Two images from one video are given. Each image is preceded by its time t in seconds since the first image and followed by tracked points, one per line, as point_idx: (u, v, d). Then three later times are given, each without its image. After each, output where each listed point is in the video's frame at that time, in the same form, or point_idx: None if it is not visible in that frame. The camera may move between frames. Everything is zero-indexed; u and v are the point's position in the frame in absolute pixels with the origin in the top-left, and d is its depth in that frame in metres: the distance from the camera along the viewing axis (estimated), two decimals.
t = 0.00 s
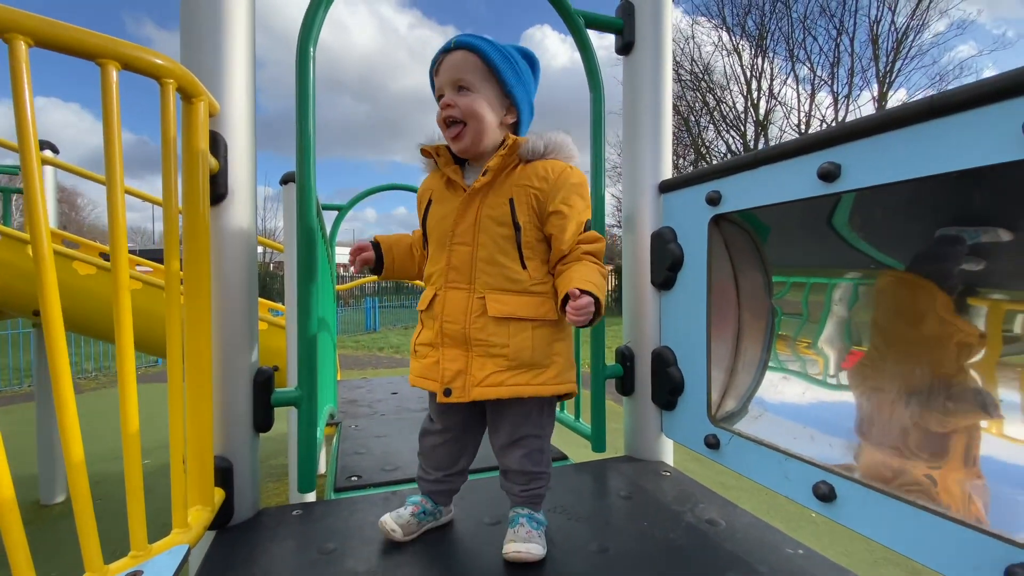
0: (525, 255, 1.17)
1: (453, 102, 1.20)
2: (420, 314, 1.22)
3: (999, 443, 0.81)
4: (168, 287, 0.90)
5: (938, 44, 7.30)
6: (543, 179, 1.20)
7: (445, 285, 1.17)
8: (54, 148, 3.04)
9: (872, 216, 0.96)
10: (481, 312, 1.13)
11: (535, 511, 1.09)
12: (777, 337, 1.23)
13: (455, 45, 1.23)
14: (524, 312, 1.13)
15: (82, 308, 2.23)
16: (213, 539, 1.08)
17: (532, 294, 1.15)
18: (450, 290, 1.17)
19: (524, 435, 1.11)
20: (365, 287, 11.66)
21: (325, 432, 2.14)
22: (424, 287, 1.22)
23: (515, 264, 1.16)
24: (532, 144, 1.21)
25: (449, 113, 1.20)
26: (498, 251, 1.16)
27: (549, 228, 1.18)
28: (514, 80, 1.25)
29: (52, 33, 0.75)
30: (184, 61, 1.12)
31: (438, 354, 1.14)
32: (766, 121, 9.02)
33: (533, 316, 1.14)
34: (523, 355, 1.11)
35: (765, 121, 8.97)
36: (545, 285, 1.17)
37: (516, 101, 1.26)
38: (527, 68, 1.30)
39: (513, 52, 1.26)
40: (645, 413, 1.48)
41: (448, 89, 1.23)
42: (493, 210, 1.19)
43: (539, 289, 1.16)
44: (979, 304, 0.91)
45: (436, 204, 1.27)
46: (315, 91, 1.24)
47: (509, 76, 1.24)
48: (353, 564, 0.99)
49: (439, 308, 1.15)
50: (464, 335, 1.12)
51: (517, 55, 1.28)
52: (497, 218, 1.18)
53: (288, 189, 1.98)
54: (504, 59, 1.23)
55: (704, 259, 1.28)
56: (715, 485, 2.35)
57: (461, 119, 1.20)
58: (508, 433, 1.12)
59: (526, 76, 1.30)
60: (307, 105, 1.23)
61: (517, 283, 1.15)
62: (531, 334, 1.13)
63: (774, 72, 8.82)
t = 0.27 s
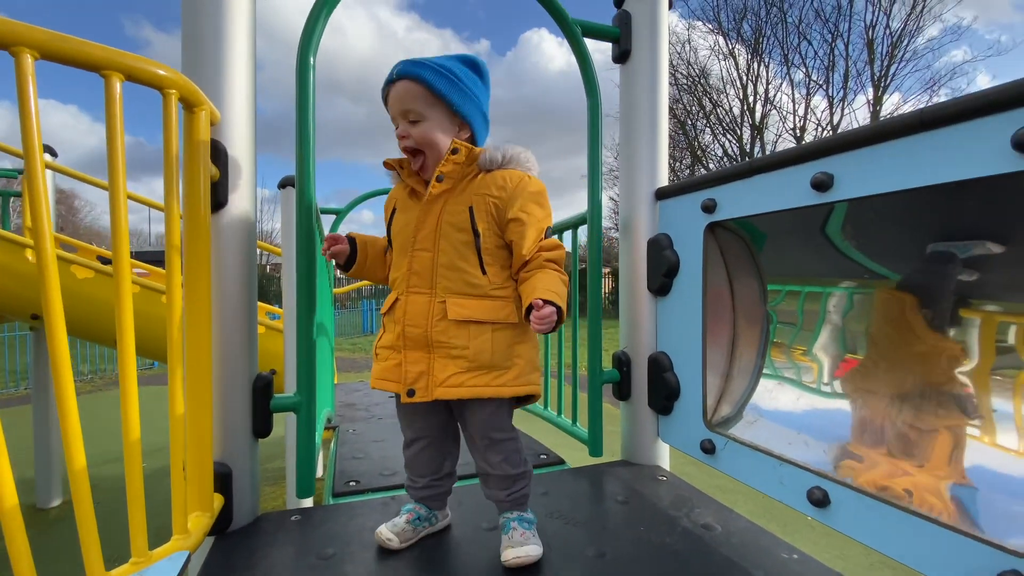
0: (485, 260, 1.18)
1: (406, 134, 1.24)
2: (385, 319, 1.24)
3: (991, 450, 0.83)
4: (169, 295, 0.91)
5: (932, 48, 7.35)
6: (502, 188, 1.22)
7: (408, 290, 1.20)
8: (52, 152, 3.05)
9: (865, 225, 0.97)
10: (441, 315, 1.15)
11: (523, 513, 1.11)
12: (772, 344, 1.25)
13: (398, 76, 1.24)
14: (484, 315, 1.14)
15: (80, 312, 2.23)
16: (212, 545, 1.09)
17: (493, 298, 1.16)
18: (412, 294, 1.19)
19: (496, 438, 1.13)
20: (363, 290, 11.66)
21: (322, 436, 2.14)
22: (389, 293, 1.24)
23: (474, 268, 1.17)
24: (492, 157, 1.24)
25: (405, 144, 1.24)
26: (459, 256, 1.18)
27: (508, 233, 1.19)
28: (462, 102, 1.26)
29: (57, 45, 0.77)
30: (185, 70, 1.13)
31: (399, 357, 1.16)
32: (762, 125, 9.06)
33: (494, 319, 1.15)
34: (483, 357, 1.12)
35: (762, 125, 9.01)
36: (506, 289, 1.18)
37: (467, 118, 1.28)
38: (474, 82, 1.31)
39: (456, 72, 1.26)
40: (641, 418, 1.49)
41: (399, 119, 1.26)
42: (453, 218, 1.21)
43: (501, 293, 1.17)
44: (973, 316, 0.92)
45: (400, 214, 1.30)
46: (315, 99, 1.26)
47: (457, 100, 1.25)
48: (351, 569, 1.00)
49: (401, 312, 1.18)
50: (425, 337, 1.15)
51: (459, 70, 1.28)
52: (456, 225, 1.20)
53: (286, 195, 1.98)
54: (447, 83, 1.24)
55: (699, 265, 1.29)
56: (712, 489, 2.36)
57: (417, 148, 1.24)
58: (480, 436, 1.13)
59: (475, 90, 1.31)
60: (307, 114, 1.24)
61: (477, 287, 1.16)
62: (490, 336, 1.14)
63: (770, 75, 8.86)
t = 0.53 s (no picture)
0: (482, 265, 1.20)
1: (406, 168, 1.28)
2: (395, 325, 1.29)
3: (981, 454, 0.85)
4: (177, 301, 0.93)
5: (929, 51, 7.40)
6: (493, 194, 1.22)
7: (411, 296, 1.25)
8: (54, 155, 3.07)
9: (858, 233, 0.99)
10: (440, 318, 1.18)
11: (491, 500, 1.17)
12: (769, 349, 1.26)
13: (382, 117, 1.25)
14: (482, 317, 1.18)
15: (82, 314, 2.25)
16: (217, 546, 1.10)
17: (490, 300, 1.19)
18: (414, 300, 1.24)
19: (487, 429, 1.17)
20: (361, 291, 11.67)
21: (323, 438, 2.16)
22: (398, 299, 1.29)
23: (470, 271, 1.20)
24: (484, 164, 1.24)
25: (407, 178, 1.29)
26: (455, 262, 1.21)
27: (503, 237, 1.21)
28: (451, 125, 1.28)
29: (69, 58, 0.79)
30: (192, 79, 1.14)
31: (404, 357, 1.21)
32: (760, 126, 9.09)
33: (491, 321, 1.18)
34: (481, 357, 1.15)
35: (759, 126, 9.05)
36: (503, 291, 1.21)
37: (456, 138, 1.30)
38: (452, 96, 1.31)
39: (435, 96, 1.26)
40: (639, 420, 1.51)
41: (395, 156, 1.29)
42: (449, 225, 1.24)
43: (499, 296, 1.20)
44: (966, 324, 0.94)
45: (406, 224, 1.34)
46: (319, 106, 1.28)
47: (446, 125, 1.27)
48: (355, 570, 1.02)
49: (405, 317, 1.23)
50: (426, 339, 1.19)
51: (434, 90, 1.27)
52: (452, 232, 1.23)
53: (289, 198, 2.00)
54: (431, 113, 1.25)
55: (697, 270, 1.32)
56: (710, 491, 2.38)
57: (418, 178, 1.29)
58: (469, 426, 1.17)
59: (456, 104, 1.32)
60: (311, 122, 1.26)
61: (475, 290, 1.19)
62: (488, 338, 1.17)
63: (768, 77, 8.90)
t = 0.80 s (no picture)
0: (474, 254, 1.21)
1: (409, 183, 1.29)
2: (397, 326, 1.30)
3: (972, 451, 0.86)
4: (175, 299, 0.94)
5: (929, 50, 7.39)
6: (482, 189, 1.26)
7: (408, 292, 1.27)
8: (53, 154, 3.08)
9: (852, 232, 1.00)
10: (433, 308, 1.20)
11: (490, 496, 1.19)
12: (766, 348, 1.27)
13: (388, 135, 1.26)
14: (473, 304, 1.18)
15: (82, 313, 2.26)
16: (215, 542, 1.11)
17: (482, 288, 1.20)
18: (410, 295, 1.26)
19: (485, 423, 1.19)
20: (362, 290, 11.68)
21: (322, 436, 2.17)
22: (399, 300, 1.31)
23: (460, 260, 1.21)
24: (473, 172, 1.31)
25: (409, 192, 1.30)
26: (446, 254, 1.23)
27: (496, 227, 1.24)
28: (455, 147, 1.30)
29: (69, 58, 0.79)
30: (190, 79, 1.15)
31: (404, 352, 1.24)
32: (760, 126, 9.09)
33: (482, 308, 1.18)
34: (472, 344, 1.16)
35: (760, 126, 9.05)
36: (497, 279, 1.21)
37: (458, 158, 1.32)
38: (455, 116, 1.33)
39: (440, 117, 1.28)
40: (635, 419, 1.52)
41: (398, 171, 1.29)
42: (441, 220, 1.26)
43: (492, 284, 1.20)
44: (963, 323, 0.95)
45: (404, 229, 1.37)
46: (317, 106, 1.28)
47: (450, 145, 1.29)
48: (352, 566, 1.03)
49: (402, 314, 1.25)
50: (420, 332, 1.21)
51: (439, 111, 1.29)
52: (443, 226, 1.25)
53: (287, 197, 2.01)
54: (438, 133, 1.26)
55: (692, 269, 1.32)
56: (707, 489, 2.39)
57: (421, 192, 1.30)
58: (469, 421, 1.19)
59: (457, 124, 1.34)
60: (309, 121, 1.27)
61: (467, 278, 1.20)
62: (480, 324, 1.17)
63: (768, 77, 8.90)
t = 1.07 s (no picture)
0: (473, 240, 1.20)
1: (403, 169, 1.28)
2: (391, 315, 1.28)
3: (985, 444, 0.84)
4: (175, 289, 0.93)
5: (935, 48, 7.35)
6: (475, 176, 1.25)
7: (402, 280, 1.24)
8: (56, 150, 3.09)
9: (863, 222, 0.98)
10: (433, 295, 1.18)
11: (491, 492, 1.16)
12: (772, 340, 1.26)
13: (381, 121, 1.25)
14: (476, 290, 1.17)
15: (84, 308, 2.25)
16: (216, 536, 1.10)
17: (482, 275, 1.19)
18: (405, 283, 1.23)
19: (485, 416, 1.18)
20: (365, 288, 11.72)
21: (324, 432, 2.15)
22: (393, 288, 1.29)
23: (459, 247, 1.20)
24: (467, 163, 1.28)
25: (403, 178, 1.29)
26: (444, 241, 1.21)
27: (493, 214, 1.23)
28: (447, 133, 1.30)
29: (67, 42, 0.78)
30: (191, 67, 1.14)
31: (400, 339, 1.22)
32: (764, 124, 9.06)
33: (483, 295, 1.17)
34: (475, 330, 1.15)
35: (764, 124, 9.01)
36: (495, 266, 1.21)
37: (451, 145, 1.32)
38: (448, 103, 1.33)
39: (433, 104, 1.28)
40: (640, 414, 1.50)
41: (391, 157, 1.28)
42: (437, 207, 1.24)
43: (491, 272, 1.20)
44: (973, 310, 0.94)
45: (394, 218, 1.34)
46: (319, 97, 1.27)
47: (443, 132, 1.29)
48: (354, 560, 1.01)
49: (398, 301, 1.23)
50: (420, 319, 1.19)
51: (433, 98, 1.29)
52: (440, 213, 1.23)
53: (290, 191, 2.00)
54: (432, 119, 1.26)
55: (699, 262, 1.30)
56: (711, 487, 2.37)
57: (414, 179, 1.29)
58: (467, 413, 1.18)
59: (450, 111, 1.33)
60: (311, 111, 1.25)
61: (467, 266, 1.19)
62: (481, 311, 1.17)
63: (772, 75, 8.86)
